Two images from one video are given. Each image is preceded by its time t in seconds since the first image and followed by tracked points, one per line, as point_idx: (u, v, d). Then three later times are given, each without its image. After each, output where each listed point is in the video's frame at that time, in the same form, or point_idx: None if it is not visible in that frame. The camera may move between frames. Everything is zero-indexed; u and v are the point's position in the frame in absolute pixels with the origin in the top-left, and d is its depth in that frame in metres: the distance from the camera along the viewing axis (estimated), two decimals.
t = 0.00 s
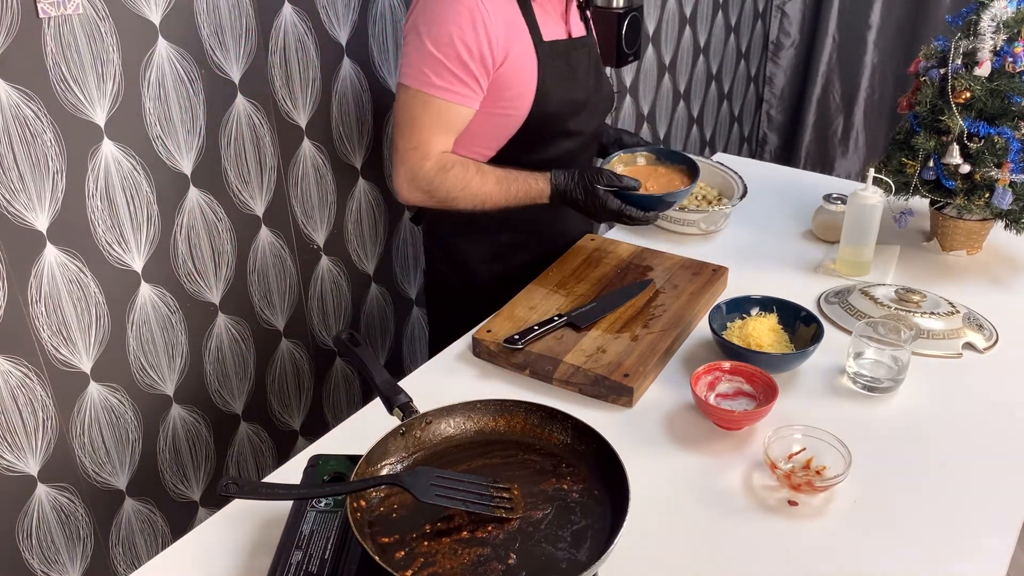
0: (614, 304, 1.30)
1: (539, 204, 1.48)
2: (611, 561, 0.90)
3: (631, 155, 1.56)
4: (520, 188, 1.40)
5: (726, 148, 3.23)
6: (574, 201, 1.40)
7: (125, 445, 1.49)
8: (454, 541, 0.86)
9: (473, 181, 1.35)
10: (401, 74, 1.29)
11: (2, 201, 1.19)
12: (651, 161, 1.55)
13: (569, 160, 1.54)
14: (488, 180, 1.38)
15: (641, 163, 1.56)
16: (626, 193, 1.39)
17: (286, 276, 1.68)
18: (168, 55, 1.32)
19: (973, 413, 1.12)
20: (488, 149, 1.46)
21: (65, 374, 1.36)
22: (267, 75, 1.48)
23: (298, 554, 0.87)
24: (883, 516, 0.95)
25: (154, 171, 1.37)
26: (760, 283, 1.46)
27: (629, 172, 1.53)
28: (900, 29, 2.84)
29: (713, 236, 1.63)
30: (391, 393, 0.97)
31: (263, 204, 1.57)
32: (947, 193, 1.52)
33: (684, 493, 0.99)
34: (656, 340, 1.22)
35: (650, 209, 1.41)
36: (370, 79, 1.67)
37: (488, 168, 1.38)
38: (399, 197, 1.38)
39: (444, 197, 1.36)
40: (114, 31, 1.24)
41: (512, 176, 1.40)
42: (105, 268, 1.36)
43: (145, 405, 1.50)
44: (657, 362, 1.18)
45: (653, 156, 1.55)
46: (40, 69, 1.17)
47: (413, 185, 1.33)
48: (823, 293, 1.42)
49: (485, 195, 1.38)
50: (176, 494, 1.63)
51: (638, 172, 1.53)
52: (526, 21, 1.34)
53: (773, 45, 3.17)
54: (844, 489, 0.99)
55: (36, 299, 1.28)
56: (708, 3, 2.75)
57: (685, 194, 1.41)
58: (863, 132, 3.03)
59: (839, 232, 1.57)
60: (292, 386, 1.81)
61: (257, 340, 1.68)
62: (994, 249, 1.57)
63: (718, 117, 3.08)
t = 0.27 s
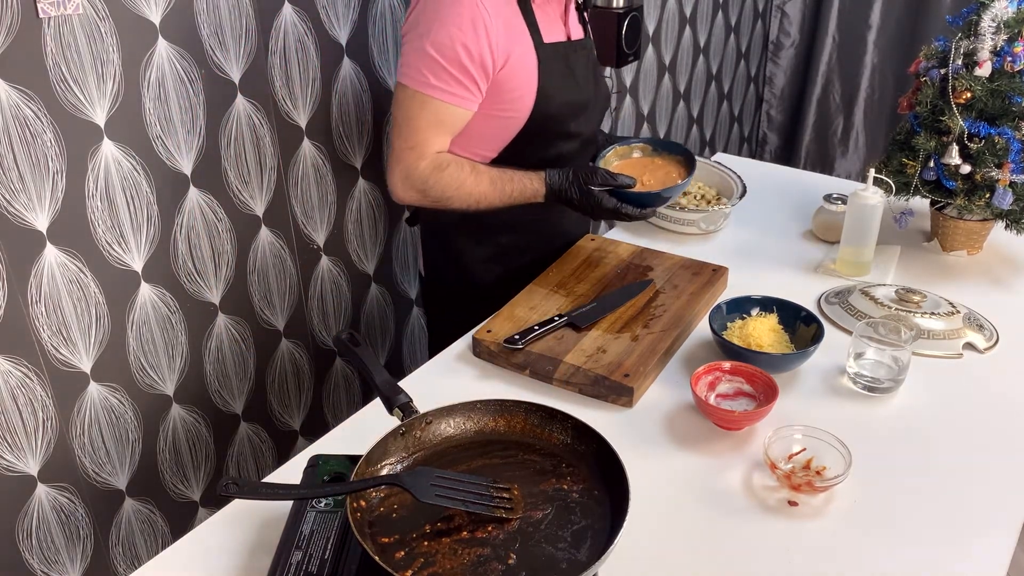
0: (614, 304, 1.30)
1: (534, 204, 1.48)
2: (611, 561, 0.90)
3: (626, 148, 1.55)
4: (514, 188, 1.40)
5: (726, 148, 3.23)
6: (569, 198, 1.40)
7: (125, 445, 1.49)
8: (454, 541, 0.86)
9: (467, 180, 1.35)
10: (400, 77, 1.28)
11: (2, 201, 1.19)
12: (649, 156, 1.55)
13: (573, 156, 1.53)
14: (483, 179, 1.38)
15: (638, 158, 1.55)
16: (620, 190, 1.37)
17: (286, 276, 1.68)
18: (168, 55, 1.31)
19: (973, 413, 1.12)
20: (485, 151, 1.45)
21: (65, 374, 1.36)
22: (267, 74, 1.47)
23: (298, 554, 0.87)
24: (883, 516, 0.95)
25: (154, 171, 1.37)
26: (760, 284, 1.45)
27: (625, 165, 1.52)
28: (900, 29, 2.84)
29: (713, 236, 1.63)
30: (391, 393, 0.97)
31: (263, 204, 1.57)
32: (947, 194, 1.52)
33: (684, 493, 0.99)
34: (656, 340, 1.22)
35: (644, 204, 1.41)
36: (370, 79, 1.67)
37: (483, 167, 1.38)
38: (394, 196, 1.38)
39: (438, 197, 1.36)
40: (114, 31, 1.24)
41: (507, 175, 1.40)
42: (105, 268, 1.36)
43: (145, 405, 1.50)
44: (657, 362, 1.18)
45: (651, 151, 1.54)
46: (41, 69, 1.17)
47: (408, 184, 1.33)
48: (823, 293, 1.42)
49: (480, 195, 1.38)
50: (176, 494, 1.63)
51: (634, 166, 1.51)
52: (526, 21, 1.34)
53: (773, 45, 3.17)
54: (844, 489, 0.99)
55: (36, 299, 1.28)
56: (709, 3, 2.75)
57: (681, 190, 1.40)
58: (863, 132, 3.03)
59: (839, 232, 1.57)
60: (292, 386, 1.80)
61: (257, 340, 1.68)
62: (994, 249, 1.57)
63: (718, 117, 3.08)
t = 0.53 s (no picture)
0: (614, 304, 1.30)
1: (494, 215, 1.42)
2: (611, 561, 0.90)
3: (585, 165, 1.52)
4: (466, 199, 1.34)
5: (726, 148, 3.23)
6: (516, 209, 1.34)
7: (125, 445, 1.49)
8: (454, 541, 0.86)
9: (417, 192, 1.31)
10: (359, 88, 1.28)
11: (2, 201, 1.19)
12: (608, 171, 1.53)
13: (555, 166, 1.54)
14: (435, 190, 1.33)
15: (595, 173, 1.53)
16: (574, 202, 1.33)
17: (286, 277, 1.68)
18: (168, 55, 1.31)
19: (973, 413, 1.12)
20: (448, 165, 1.44)
21: (65, 374, 1.36)
22: (267, 74, 1.47)
23: (298, 554, 0.87)
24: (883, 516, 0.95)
25: (154, 171, 1.37)
26: (760, 284, 1.45)
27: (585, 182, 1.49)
28: (900, 29, 2.84)
29: (713, 236, 1.63)
30: (391, 393, 0.97)
31: (263, 204, 1.57)
32: (947, 193, 1.52)
33: (684, 493, 0.99)
34: (656, 340, 1.22)
35: (600, 222, 1.35)
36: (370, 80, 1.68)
37: (436, 177, 1.33)
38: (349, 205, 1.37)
39: (389, 207, 1.32)
40: (114, 31, 1.24)
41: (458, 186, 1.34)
42: (105, 268, 1.36)
43: (145, 405, 1.50)
44: (657, 362, 1.18)
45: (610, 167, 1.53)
46: (40, 69, 1.17)
47: (359, 193, 1.31)
48: (823, 293, 1.42)
49: (429, 206, 1.33)
50: (177, 494, 1.63)
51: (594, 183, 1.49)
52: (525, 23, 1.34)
53: (773, 45, 3.17)
54: (844, 489, 0.99)
55: (36, 299, 1.28)
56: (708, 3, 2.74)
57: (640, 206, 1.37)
58: (863, 132, 3.03)
59: (839, 232, 1.57)
60: (292, 386, 1.80)
61: (257, 340, 1.68)
62: (994, 248, 1.57)
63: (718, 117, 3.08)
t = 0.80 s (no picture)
0: (615, 304, 1.30)
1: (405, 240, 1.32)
2: (611, 561, 0.90)
3: (499, 195, 1.37)
4: (366, 218, 1.26)
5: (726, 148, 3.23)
6: (415, 226, 1.22)
7: (125, 444, 1.49)
8: (454, 541, 0.86)
9: (317, 211, 1.24)
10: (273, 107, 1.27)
11: (2, 200, 1.19)
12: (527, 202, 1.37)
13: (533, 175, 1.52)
14: (336, 208, 1.27)
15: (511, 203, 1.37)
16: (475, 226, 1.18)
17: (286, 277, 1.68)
18: (168, 55, 1.31)
19: (973, 414, 1.12)
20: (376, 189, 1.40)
21: (65, 374, 1.36)
22: (267, 74, 1.48)
23: (298, 554, 0.87)
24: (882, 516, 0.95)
25: (154, 171, 1.36)
26: (760, 283, 1.46)
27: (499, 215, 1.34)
28: (900, 29, 2.84)
29: (713, 236, 1.63)
30: (391, 393, 0.98)
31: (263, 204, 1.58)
32: (947, 193, 1.52)
33: (684, 493, 0.99)
34: (656, 340, 1.22)
35: (502, 249, 1.21)
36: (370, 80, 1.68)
37: (335, 194, 1.27)
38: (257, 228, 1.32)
39: (289, 228, 1.27)
40: (114, 31, 1.24)
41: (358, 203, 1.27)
42: (105, 268, 1.36)
43: (145, 405, 1.50)
44: (657, 362, 1.18)
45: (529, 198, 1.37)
46: (40, 69, 1.17)
47: (262, 212, 1.26)
48: (823, 293, 1.42)
49: (327, 224, 1.26)
50: (176, 494, 1.63)
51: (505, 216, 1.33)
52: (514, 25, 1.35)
53: (773, 45, 3.17)
54: (844, 489, 0.99)
55: (35, 299, 1.28)
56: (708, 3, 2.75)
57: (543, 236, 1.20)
58: (863, 132, 3.03)
59: (839, 232, 1.57)
60: (292, 386, 1.80)
61: (257, 340, 1.68)
62: (994, 248, 1.57)
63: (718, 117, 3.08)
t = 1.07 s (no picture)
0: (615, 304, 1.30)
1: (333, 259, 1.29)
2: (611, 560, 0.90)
3: (427, 222, 1.28)
4: (289, 237, 1.23)
5: (726, 148, 3.23)
6: (338, 246, 1.20)
7: (125, 444, 1.49)
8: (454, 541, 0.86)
9: (237, 230, 1.22)
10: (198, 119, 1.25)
11: (2, 200, 1.19)
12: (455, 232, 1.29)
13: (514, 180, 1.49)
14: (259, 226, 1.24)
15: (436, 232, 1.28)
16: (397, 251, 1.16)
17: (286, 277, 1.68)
18: (168, 55, 1.32)
19: (973, 414, 1.12)
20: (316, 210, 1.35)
21: (65, 374, 1.36)
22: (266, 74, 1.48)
23: (298, 555, 0.87)
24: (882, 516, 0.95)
25: (154, 172, 1.36)
26: (760, 284, 1.45)
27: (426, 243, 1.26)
28: (900, 29, 2.84)
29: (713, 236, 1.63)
30: (391, 393, 0.98)
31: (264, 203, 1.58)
32: (947, 193, 1.52)
33: (684, 494, 0.99)
34: (656, 340, 1.22)
35: (422, 279, 1.17)
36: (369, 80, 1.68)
37: (259, 212, 1.24)
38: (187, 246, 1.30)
39: (212, 246, 1.24)
40: (115, 31, 1.24)
41: (282, 222, 1.24)
42: (105, 268, 1.36)
43: (145, 405, 1.50)
44: (657, 362, 1.18)
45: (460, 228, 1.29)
46: (40, 69, 1.17)
47: (184, 229, 1.24)
48: (823, 293, 1.42)
49: (249, 242, 1.23)
50: (176, 494, 1.63)
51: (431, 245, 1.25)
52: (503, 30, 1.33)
53: (773, 45, 3.17)
54: (844, 489, 0.99)
55: (35, 299, 1.28)
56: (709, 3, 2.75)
57: (469, 270, 1.15)
58: (863, 132, 3.02)
59: (839, 232, 1.57)
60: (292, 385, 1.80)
61: (257, 340, 1.68)
62: (994, 249, 1.57)
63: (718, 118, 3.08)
